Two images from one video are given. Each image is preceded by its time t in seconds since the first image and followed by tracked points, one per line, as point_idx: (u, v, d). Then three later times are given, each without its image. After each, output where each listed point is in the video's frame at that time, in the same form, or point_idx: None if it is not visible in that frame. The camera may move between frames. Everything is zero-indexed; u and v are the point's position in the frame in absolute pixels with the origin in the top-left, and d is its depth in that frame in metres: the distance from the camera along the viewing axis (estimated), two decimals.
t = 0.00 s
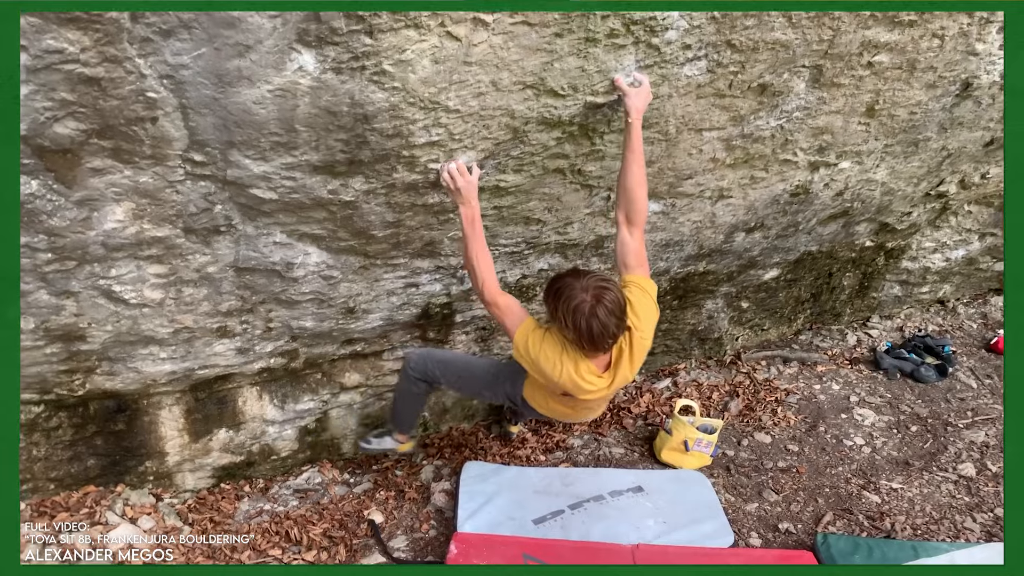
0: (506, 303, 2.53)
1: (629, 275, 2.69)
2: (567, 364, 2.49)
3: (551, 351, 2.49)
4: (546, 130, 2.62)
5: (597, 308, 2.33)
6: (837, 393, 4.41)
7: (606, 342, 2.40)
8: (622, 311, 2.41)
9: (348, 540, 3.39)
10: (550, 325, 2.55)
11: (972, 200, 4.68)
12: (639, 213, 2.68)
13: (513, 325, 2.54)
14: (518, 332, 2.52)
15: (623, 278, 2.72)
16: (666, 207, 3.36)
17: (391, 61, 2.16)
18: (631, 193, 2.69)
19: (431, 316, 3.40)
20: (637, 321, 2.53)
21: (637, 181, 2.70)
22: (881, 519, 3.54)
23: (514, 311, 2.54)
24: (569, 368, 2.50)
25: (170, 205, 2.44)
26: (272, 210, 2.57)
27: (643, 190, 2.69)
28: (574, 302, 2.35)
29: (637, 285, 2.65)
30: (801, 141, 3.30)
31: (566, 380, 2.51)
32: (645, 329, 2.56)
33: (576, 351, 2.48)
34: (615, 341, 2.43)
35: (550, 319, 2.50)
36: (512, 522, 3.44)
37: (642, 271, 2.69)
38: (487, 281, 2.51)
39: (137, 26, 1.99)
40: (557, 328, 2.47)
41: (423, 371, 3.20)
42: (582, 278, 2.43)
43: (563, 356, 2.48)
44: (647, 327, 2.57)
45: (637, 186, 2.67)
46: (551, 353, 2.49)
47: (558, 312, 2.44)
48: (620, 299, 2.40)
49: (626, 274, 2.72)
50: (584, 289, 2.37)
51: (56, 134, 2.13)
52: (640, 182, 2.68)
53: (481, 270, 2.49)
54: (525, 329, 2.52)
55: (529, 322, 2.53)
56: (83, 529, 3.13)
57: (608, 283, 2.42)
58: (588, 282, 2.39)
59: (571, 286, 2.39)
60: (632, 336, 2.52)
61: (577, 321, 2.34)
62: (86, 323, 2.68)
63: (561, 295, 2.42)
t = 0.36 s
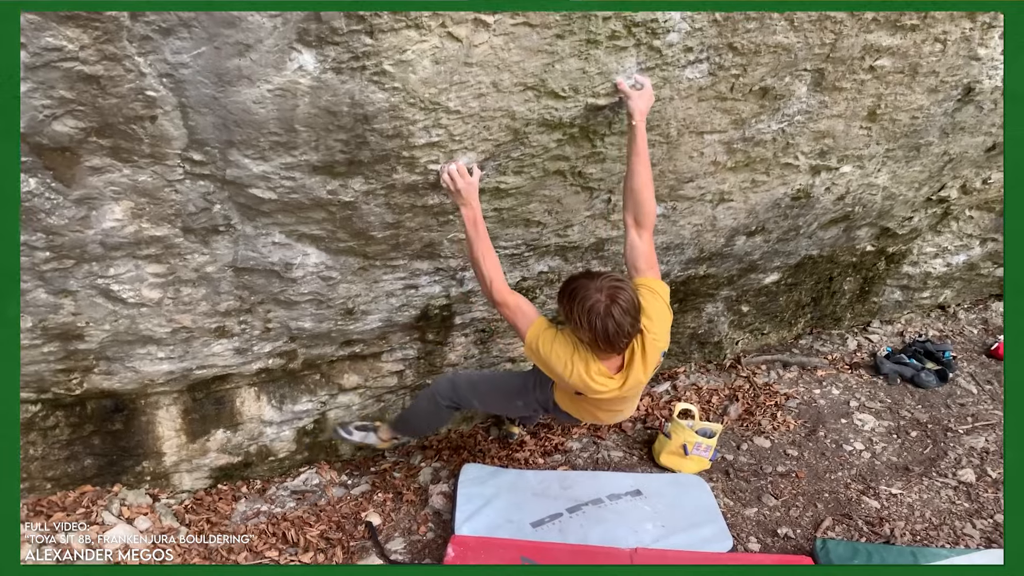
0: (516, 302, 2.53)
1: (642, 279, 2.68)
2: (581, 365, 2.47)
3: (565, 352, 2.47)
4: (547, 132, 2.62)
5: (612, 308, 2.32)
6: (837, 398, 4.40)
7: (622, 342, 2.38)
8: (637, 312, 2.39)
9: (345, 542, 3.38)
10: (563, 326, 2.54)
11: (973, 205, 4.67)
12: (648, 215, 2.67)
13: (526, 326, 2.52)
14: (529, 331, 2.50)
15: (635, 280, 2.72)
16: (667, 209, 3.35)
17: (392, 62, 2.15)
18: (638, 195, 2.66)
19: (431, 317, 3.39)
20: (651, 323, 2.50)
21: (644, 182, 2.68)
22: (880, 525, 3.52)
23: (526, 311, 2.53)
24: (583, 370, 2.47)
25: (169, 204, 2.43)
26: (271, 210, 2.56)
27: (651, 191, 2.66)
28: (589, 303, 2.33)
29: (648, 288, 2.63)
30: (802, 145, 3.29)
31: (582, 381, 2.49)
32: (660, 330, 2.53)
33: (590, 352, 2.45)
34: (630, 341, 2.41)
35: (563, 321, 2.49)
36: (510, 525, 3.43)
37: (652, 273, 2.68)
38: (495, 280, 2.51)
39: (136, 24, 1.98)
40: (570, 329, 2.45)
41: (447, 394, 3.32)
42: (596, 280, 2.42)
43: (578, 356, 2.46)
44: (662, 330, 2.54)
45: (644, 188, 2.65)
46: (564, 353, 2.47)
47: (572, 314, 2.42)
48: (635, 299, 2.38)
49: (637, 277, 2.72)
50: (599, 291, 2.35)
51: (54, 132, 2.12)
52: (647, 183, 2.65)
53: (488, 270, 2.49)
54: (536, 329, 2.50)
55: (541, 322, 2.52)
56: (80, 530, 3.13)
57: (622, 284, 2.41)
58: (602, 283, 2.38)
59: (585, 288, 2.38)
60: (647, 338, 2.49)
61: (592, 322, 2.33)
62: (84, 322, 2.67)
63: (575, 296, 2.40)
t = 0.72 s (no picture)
0: (509, 309, 2.52)
1: (635, 289, 2.68)
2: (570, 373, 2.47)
3: (554, 359, 2.47)
4: (555, 140, 2.63)
5: (602, 316, 2.32)
6: (838, 417, 4.38)
7: (610, 350, 2.39)
8: (627, 321, 2.41)
9: (339, 539, 3.38)
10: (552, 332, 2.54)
11: (983, 230, 4.64)
12: (647, 227, 2.67)
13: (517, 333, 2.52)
14: (520, 339, 2.50)
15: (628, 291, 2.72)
16: (674, 221, 3.36)
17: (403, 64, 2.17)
18: (639, 206, 2.67)
19: (433, 319, 3.40)
20: (639, 334, 2.51)
21: (645, 195, 2.69)
22: (875, 546, 3.51)
23: (517, 318, 2.52)
24: (571, 378, 2.48)
25: (179, 195, 2.46)
26: (279, 206, 2.58)
27: (651, 204, 2.67)
28: (580, 310, 2.33)
29: (638, 299, 2.63)
30: (811, 163, 3.29)
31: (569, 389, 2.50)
32: (647, 342, 2.55)
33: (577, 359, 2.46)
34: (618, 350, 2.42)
35: (554, 328, 2.49)
36: (504, 529, 3.43)
37: (646, 286, 2.69)
38: (489, 287, 2.51)
39: (153, 18, 2.01)
40: (560, 336, 2.46)
41: (429, 385, 3.28)
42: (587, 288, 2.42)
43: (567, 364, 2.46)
44: (649, 341, 2.56)
45: (646, 200, 2.66)
46: (551, 360, 2.47)
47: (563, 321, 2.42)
48: (625, 309, 2.40)
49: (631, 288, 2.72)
50: (590, 298, 2.36)
51: (68, 120, 2.15)
52: (648, 196, 2.66)
53: (483, 276, 2.49)
54: (526, 337, 2.50)
55: (531, 330, 2.51)
56: (76, 514, 3.14)
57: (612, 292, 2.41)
58: (594, 291, 2.38)
59: (577, 295, 2.38)
60: (635, 348, 2.51)
61: (582, 329, 2.33)
62: (90, 309, 2.70)
63: (566, 304, 2.41)
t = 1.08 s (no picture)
0: (497, 314, 2.61)
1: (623, 300, 2.71)
2: (552, 387, 2.50)
3: (539, 369, 2.50)
4: (555, 152, 2.68)
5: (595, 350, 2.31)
6: (835, 441, 4.36)
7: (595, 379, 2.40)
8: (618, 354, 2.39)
9: (329, 533, 3.42)
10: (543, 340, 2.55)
11: (990, 261, 4.60)
12: (639, 240, 2.71)
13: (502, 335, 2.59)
14: (505, 341, 2.57)
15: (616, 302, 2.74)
16: (674, 237, 3.40)
17: (406, 72, 2.24)
18: (633, 220, 2.71)
19: (433, 322, 3.46)
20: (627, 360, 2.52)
21: (641, 209, 2.73)
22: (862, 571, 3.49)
23: (504, 321, 2.60)
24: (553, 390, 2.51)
25: (187, 189, 2.54)
26: (284, 204, 2.66)
27: (645, 218, 2.71)
28: (576, 338, 2.30)
29: (627, 311, 2.66)
30: (813, 186, 3.32)
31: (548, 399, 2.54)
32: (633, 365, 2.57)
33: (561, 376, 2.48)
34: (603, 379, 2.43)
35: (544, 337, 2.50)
36: (492, 533, 3.46)
37: (635, 298, 2.71)
38: (479, 289, 2.58)
39: (167, 18, 2.09)
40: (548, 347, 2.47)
41: (415, 374, 3.23)
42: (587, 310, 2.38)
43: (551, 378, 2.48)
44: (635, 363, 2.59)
45: (640, 214, 2.70)
46: (535, 368, 2.51)
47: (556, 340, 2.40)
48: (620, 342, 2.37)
49: (620, 299, 2.74)
50: (589, 330, 2.31)
51: (84, 113, 2.24)
52: (643, 210, 2.70)
53: (474, 279, 2.56)
54: (513, 340, 2.56)
55: (518, 332, 2.58)
56: (76, 495, 3.20)
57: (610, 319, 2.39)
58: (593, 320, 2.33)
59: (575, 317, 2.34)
60: (621, 372, 2.54)
61: (574, 355, 2.32)
62: (98, 295, 2.79)
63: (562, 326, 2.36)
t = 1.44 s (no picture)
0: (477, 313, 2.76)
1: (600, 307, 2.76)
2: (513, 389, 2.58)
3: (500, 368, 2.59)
4: (553, 170, 2.79)
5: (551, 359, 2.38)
6: (839, 466, 4.34)
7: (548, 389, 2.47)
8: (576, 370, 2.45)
9: (330, 530, 3.54)
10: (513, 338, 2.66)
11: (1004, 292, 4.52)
12: (630, 257, 2.79)
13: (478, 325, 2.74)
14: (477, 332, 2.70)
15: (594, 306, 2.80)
16: (675, 257, 3.47)
17: (407, 91, 2.38)
18: (626, 239, 2.80)
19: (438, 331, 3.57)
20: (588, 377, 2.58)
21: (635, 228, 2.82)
22: None
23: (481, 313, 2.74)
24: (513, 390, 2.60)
25: (204, 195, 2.71)
26: (295, 212, 2.81)
27: (639, 238, 2.79)
28: (538, 346, 2.38)
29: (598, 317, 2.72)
30: (814, 211, 3.37)
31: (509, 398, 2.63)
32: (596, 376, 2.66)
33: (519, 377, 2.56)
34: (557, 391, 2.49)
35: (508, 337, 2.59)
36: (486, 537, 3.54)
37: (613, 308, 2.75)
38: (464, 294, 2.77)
39: (186, 37, 2.26)
40: (510, 347, 2.56)
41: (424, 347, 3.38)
42: (552, 321, 2.47)
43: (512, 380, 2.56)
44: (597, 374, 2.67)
45: (632, 234, 2.78)
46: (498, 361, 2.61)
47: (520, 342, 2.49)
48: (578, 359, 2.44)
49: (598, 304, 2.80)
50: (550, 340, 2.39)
51: (110, 122, 2.43)
52: (636, 230, 2.79)
53: (461, 284, 2.74)
54: (484, 331, 2.69)
55: (490, 327, 2.71)
56: (94, 482, 3.36)
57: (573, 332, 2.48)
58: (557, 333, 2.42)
59: (538, 328, 2.43)
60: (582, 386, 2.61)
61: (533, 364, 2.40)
62: (120, 292, 2.97)
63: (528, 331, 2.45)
